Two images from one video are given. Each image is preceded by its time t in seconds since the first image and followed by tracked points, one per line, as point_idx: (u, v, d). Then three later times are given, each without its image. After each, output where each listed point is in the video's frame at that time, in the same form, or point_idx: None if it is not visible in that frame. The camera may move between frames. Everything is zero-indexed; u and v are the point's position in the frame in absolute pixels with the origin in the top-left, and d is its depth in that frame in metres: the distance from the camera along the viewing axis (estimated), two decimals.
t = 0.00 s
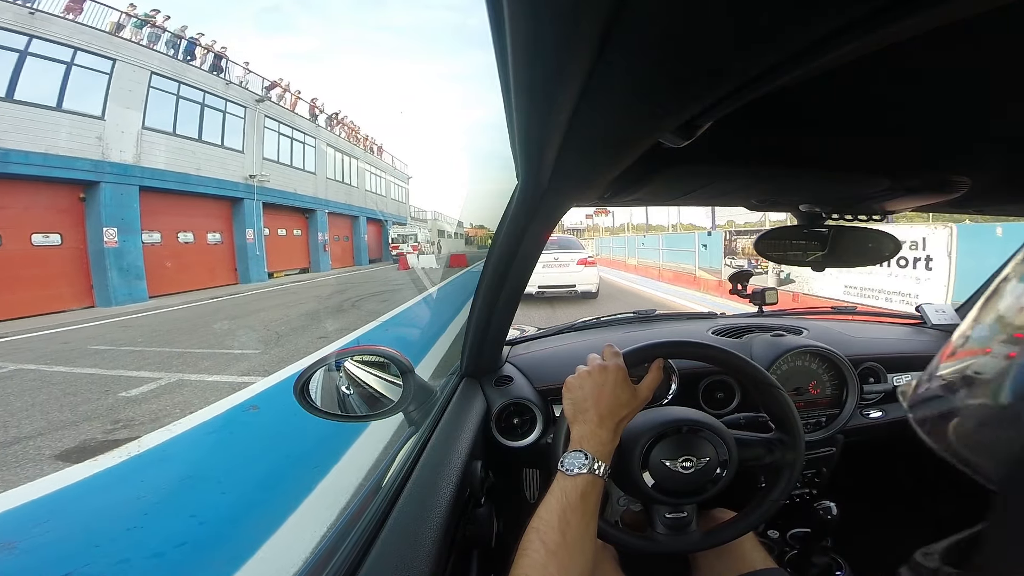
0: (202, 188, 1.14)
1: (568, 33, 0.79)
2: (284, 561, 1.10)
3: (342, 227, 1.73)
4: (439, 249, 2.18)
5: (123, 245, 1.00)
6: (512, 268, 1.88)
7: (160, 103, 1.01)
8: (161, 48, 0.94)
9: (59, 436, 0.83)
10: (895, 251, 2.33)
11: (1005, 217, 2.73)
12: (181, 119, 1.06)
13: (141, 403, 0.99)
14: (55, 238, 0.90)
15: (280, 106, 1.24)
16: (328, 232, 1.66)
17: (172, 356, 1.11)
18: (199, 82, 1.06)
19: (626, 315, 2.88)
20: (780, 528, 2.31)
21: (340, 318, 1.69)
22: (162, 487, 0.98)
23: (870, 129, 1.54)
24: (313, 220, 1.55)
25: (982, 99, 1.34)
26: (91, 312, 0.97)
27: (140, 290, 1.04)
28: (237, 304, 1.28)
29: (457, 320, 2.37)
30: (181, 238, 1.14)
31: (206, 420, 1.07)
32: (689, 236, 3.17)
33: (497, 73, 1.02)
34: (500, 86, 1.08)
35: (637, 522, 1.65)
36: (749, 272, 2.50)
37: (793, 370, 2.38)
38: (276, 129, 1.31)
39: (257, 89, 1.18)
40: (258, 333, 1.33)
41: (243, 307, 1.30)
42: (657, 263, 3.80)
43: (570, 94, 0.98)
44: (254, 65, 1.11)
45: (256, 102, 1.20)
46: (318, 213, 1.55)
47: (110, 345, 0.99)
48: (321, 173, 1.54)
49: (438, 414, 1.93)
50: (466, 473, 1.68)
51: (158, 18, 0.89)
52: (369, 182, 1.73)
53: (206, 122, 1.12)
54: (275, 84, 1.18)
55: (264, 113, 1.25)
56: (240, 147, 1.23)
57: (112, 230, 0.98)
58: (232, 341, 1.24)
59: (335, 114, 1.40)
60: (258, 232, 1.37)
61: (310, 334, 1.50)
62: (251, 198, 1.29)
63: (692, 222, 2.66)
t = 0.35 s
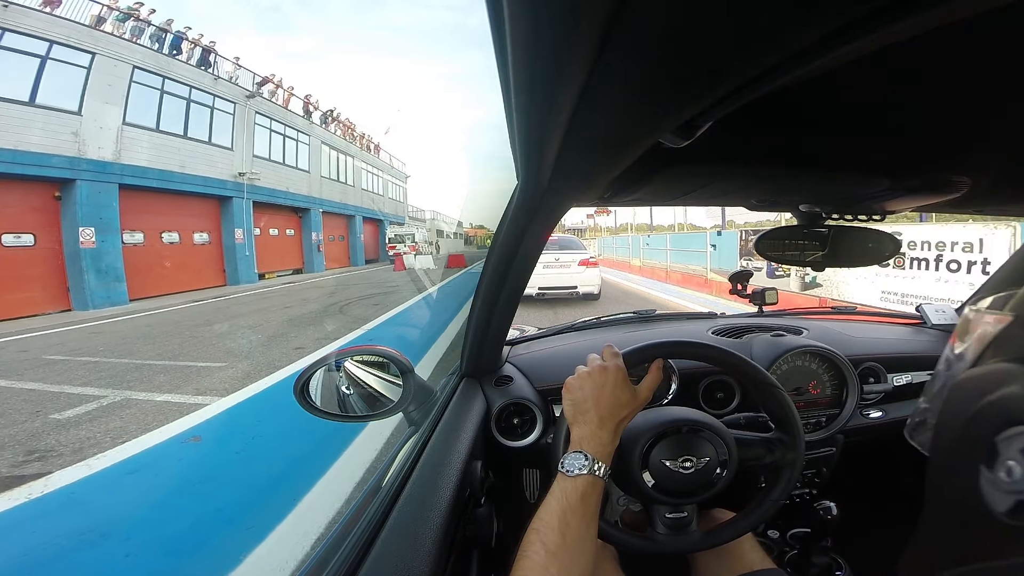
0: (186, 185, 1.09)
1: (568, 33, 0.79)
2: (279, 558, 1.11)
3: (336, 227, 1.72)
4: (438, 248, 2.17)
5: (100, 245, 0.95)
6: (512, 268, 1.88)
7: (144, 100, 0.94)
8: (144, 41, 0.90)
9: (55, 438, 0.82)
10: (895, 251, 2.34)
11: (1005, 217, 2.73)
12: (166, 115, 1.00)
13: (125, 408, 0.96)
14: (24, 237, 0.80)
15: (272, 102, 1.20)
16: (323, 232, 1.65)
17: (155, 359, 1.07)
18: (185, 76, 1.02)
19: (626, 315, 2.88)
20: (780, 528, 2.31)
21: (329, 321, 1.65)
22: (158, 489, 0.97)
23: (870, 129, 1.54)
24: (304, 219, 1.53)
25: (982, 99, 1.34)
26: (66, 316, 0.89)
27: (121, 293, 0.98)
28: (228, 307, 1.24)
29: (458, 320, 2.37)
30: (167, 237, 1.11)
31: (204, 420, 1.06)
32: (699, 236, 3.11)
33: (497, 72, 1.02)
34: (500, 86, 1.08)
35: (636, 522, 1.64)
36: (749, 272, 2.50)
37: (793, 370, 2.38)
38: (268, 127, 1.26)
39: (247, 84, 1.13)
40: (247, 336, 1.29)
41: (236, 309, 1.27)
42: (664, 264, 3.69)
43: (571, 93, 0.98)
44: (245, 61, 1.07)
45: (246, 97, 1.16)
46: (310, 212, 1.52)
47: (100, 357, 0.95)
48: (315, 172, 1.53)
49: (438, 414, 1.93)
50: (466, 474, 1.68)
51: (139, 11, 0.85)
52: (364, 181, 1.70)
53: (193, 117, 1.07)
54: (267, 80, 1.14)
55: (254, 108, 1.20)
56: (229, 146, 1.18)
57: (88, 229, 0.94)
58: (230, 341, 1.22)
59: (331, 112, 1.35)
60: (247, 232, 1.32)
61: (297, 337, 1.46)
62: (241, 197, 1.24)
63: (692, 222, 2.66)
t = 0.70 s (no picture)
0: (174, 182, 1.08)
1: (568, 33, 0.79)
2: (275, 559, 1.10)
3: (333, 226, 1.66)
4: (438, 248, 2.17)
5: (79, 245, 0.93)
6: (512, 267, 1.88)
7: (127, 94, 0.95)
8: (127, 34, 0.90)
9: (53, 440, 0.83)
10: (894, 252, 2.34)
11: (1004, 217, 2.74)
12: (151, 113, 1.01)
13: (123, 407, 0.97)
14: None
15: (263, 98, 1.20)
16: (318, 232, 1.58)
17: (143, 359, 1.05)
18: (171, 72, 1.02)
19: (626, 315, 2.88)
20: (780, 528, 2.32)
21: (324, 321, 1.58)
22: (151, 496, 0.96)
23: (870, 129, 1.54)
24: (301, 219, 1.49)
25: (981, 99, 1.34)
26: (43, 318, 0.84)
27: (103, 294, 0.96)
28: (227, 308, 1.21)
29: (458, 317, 2.38)
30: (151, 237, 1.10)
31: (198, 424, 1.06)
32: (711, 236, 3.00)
33: (497, 72, 1.02)
34: (500, 86, 1.08)
35: (636, 522, 1.64)
36: (749, 272, 2.50)
37: (793, 370, 2.38)
38: (260, 123, 1.26)
39: (238, 80, 1.12)
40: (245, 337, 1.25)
41: (241, 308, 1.24)
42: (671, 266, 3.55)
43: (570, 94, 0.98)
44: (236, 57, 1.05)
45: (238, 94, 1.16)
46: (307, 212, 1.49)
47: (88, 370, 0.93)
48: (310, 170, 1.49)
49: (438, 414, 1.93)
50: (466, 474, 1.68)
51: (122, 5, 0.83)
52: (361, 179, 1.67)
53: (180, 114, 1.07)
54: (259, 76, 1.13)
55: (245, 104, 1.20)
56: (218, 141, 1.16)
57: (66, 228, 0.90)
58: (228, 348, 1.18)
59: (325, 109, 1.33)
60: (240, 233, 1.25)
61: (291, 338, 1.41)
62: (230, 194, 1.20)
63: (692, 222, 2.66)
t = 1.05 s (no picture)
0: (157, 181, 1.04)
1: (568, 33, 0.79)
2: (274, 560, 1.09)
3: (328, 225, 1.58)
4: (434, 246, 2.19)
5: (59, 243, 0.88)
6: (512, 267, 1.88)
7: (113, 90, 0.90)
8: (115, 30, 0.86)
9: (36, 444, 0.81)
10: (894, 252, 2.34)
11: (1004, 217, 2.74)
12: (137, 107, 0.95)
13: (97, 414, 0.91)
14: None
15: (257, 96, 1.15)
16: (314, 232, 1.53)
17: (107, 366, 0.97)
18: (158, 67, 0.97)
19: (626, 315, 2.88)
20: (780, 528, 2.32)
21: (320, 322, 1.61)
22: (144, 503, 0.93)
23: (871, 129, 1.54)
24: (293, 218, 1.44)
25: (981, 99, 1.34)
26: (24, 322, 0.83)
27: (84, 297, 0.93)
28: (212, 311, 1.21)
29: (458, 317, 2.37)
30: (137, 237, 1.05)
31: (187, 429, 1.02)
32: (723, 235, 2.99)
33: (498, 72, 1.02)
34: (500, 86, 1.08)
35: (636, 521, 1.65)
36: (749, 272, 2.50)
37: (793, 370, 2.38)
38: (253, 120, 1.21)
39: (230, 77, 1.07)
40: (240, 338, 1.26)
41: (232, 309, 1.24)
42: (679, 266, 3.62)
43: (571, 93, 0.98)
44: (228, 52, 1.02)
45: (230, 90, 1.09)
46: (299, 212, 1.44)
47: (47, 380, 0.84)
48: (305, 168, 1.44)
49: (438, 414, 1.93)
50: (466, 474, 1.68)
51: None
52: (358, 178, 1.66)
53: (168, 111, 1.01)
54: (253, 73, 1.09)
55: (236, 100, 1.14)
56: (209, 139, 1.12)
57: (44, 227, 0.86)
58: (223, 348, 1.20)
59: (321, 106, 1.32)
60: (230, 232, 1.25)
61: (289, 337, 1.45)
62: (223, 194, 1.19)
63: (692, 223, 2.66)
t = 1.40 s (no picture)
0: (146, 180, 1.03)
1: (568, 33, 0.79)
2: (272, 558, 1.08)
3: (325, 226, 1.61)
4: (433, 248, 2.18)
5: (42, 245, 0.87)
6: (512, 267, 1.88)
7: (98, 87, 0.89)
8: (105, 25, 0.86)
9: None
10: (894, 252, 2.34)
11: (1004, 217, 2.74)
12: (124, 106, 0.95)
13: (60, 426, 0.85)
14: None
15: (250, 92, 1.16)
16: (309, 231, 1.54)
17: (74, 375, 0.90)
18: (147, 64, 0.98)
19: (626, 315, 2.89)
20: (780, 528, 2.32)
21: (314, 324, 1.50)
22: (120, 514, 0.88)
23: (871, 129, 1.54)
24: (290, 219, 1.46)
25: (981, 99, 1.34)
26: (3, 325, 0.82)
27: (69, 299, 0.92)
28: (197, 316, 1.13)
29: (458, 317, 2.36)
30: (125, 237, 1.02)
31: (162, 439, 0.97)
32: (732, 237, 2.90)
33: (498, 72, 1.02)
34: (500, 86, 1.08)
35: (636, 521, 1.65)
36: (749, 272, 2.50)
37: (793, 370, 2.38)
38: (246, 118, 1.21)
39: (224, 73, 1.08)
40: (224, 343, 1.16)
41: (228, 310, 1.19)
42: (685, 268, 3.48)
43: (570, 94, 0.98)
44: (222, 49, 1.00)
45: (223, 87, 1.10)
46: (295, 211, 1.44)
47: (5, 391, 0.81)
48: (300, 167, 1.44)
49: (438, 414, 1.93)
50: (466, 473, 1.68)
51: None
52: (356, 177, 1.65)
53: (156, 109, 1.01)
54: (247, 70, 1.09)
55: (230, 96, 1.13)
56: (200, 137, 1.10)
57: (27, 228, 0.85)
58: (201, 355, 1.10)
59: (318, 104, 1.31)
60: (222, 232, 1.23)
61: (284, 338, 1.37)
62: (214, 193, 1.17)
63: (692, 223, 2.66)
